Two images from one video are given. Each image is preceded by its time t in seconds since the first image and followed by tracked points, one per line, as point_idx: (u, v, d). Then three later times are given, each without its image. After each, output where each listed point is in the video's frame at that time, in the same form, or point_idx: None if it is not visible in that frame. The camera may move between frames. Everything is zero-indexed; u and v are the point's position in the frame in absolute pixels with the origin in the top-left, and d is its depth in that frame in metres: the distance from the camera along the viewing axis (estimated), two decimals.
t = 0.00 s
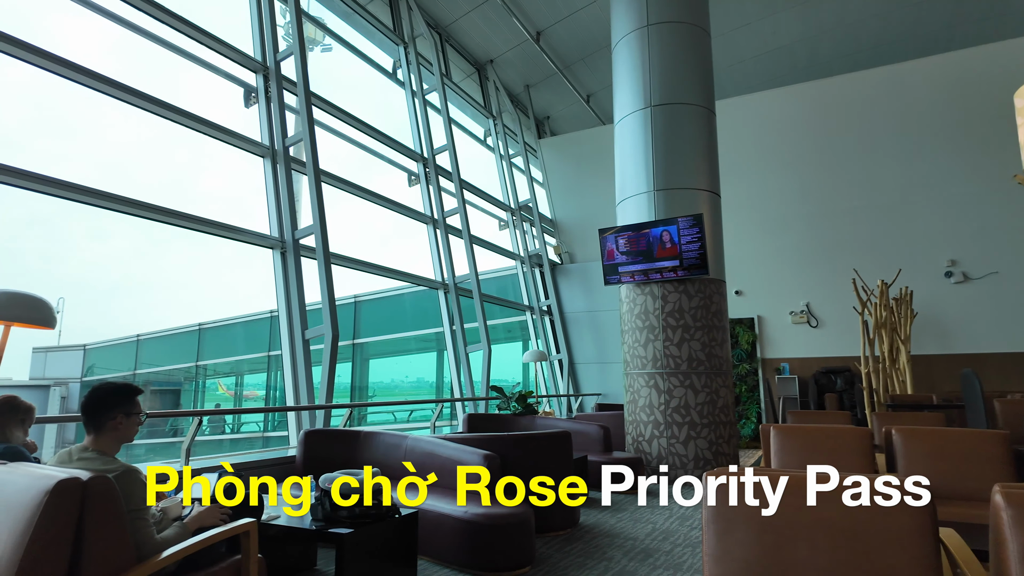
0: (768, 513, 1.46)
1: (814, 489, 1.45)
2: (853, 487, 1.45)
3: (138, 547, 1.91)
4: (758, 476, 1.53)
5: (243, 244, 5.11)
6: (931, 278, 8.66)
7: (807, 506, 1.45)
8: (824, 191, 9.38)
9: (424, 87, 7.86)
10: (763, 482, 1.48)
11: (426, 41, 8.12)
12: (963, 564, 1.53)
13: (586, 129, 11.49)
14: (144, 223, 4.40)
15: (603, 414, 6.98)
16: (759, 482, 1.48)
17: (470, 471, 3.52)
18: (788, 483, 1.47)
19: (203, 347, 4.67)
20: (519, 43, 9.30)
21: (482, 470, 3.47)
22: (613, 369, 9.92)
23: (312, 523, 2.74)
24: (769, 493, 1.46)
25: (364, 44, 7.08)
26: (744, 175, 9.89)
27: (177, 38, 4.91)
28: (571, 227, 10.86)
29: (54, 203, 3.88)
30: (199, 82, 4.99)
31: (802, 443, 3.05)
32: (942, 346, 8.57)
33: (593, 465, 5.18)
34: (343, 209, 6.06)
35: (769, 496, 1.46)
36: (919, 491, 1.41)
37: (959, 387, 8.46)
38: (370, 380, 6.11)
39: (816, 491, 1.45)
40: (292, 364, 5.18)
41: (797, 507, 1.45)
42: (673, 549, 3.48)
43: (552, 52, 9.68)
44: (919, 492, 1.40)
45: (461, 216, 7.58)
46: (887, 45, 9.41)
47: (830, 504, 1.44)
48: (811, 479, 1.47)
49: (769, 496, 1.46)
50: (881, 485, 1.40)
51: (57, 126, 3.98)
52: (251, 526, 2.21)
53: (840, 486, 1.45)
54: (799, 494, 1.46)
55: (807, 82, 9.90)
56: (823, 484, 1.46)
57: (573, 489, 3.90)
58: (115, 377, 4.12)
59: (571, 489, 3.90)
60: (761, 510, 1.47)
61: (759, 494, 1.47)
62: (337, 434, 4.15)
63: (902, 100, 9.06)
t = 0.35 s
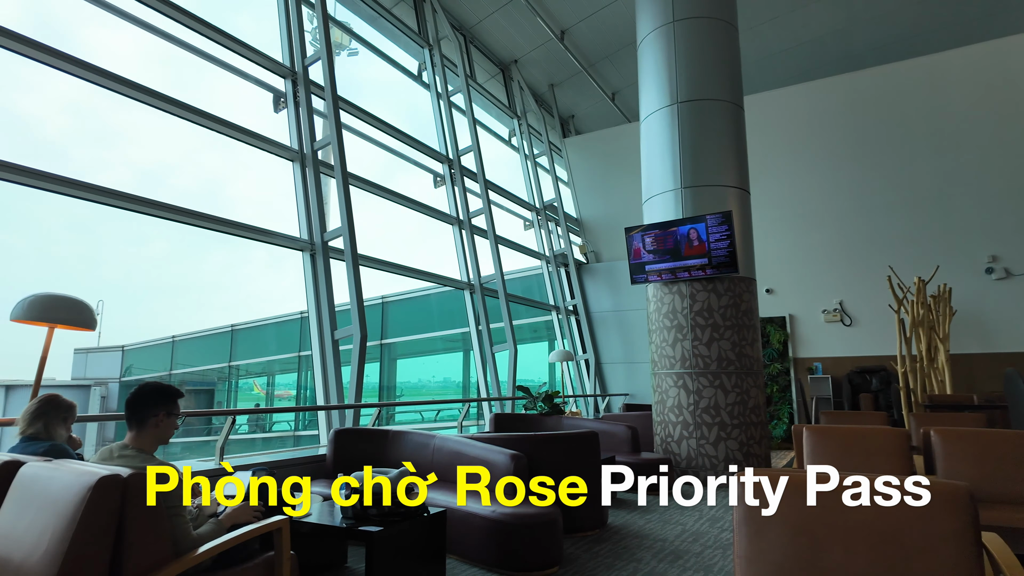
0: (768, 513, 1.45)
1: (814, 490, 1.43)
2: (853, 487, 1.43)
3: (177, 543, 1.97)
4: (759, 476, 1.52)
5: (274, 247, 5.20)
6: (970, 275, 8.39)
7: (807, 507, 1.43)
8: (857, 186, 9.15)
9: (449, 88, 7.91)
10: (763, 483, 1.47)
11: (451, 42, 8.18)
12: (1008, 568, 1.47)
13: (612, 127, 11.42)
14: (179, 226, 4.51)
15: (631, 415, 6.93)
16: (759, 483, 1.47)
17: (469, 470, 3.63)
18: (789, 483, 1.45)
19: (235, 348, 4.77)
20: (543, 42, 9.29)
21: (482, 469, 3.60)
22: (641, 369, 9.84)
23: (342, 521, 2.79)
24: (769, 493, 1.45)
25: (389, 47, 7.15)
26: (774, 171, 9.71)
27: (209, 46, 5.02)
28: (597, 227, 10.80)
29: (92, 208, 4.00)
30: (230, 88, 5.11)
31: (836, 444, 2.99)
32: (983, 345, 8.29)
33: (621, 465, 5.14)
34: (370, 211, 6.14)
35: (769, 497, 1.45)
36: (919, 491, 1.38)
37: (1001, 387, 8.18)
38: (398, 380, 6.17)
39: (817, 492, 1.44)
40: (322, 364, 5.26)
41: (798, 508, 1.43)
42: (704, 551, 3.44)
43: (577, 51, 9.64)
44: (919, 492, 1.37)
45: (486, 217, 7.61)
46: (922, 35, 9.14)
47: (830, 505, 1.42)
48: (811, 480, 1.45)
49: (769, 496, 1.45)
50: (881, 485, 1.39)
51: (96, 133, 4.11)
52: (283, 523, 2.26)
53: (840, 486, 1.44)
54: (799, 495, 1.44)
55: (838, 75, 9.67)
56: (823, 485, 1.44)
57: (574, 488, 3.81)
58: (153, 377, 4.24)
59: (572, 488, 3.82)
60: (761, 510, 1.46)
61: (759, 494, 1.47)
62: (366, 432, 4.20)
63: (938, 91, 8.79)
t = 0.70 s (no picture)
0: (768, 513, 1.47)
1: (814, 490, 1.44)
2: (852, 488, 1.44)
3: (213, 538, 2.02)
4: (765, 481, 1.54)
5: (303, 249, 5.29)
6: (1012, 271, 8.11)
7: (807, 506, 1.43)
8: (891, 181, 8.92)
9: (474, 90, 7.95)
10: (764, 483, 1.50)
11: (475, 44, 8.21)
12: None
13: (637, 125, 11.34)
14: (211, 230, 4.62)
15: (658, 415, 6.86)
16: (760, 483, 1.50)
17: (469, 471, 3.74)
18: (788, 484, 1.47)
19: (267, 349, 4.87)
20: (567, 41, 9.26)
21: (482, 470, 3.77)
22: (668, 369, 9.74)
23: (372, 519, 2.83)
24: (769, 493, 1.47)
25: (414, 50, 7.21)
26: (804, 166, 9.53)
27: (239, 53, 5.14)
28: (623, 226, 10.73)
29: (129, 213, 4.13)
30: (259, 94, 5.20)
31: (872, 446, 2.90)
32: None
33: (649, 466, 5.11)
34: (396, 213, 6.20)
35: (769, 497, 1.47)
36: (919, 491, 1.36)
37: None
38: (424, 380, 6.21)
39: (816, 492, 1.44)
40: (351, 364, 5.34)
41: (798, 506, 1.44)
42: (734, 553, 3.39)
43: (602, 49, 9.58)
44: (920, 493, 1.36)
45: (510, 217, 7.63)
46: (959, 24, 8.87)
47: (830, 505, 1.42)
48: (812, 479, 1.46)
49: (769, 497, 1.47)
50: (880, 485, 1.40)
51: (131, 140, 4.23)
52: (315, 521, 2.29)
53: (839, 487, 1.44)
54: (799, 494, 1.44)
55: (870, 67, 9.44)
56: (823, 485, 1.44)
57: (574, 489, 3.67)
58: (188, 378, 4.35)
59: (572, 489, 3.66)
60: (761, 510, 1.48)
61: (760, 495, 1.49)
62: (394, 432, 4.24)
63: (977, 81, 8.52)
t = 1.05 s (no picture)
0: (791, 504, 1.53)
1: (814, 490, 1.45)
2: (850, 486, 1.44)
3: (248, 535, 2.06)
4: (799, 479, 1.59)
5: (332, 251, 5.37)
6: None
7: (808, 506, 1.44)
8: (928, 175, 8.65)
9: (499, 91, 7.97)
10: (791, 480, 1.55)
11: (500, 45, 8.24)
12: None
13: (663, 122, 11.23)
14: (243, 233, 4.72)
15: (688, 416, 6.77)
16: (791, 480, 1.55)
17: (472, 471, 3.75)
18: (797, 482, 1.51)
19: (298, 349, 4.96)
20: (592, 39, 9.22)
21: (482, 469, 3.76)
22: (698, 369, 9.62)
23: (401, 518, 2.85)
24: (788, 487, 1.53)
25: (439, 52, 7.26)
26: (836, 161, 9.31)
27: (269, 59, 5.24)
28: (650, 224, 10.63)
29: (165, 217, 4.24)
30: (288, 98, 5.29)
31: (912, 447, 2.80)
32: None
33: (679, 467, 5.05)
34: (423, 215, 6.25)
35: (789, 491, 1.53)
36: (919, 491, 1.35)
37: None
38: (452, 380, 6.24)
39: (817, 492, 1.45)
40: (380, 364, 5.40)
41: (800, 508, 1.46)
42: (768, 557, 3.33)
43: (627, 46, 9.51)
44: (919, 493, 1.35)
45: (536, 217, 7.63)
46: (1000, 12, 8.56)
47: (831, 505, 1.43)
48: (812, 480, 1.47)
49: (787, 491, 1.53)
50: (881, 485, 1.39)
51: (165, 146, 4.34)
52: (346, 519, 2.32)
53: (840, 486, 1.44)
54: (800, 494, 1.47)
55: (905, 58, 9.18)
56: (823, 485, 1.45)
57: (574, 489, 3.39)
58: (222, 378, 4.45)
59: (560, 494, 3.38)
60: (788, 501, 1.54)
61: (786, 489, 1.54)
62: (423, 431, 4.27)
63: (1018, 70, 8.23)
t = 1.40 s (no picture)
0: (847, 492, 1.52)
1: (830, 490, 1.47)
2: (849, 486, 1.44)
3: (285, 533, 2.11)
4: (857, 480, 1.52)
5: (363, 253, 5.44)
6: None
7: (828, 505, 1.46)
8: (970, 167, 8.36)
9: (526, 91, 7.97)
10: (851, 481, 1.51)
11: (527, 44, 8.24)
12: None
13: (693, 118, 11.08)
14: (277, 236, 4.81)
15: (721, 417, 6.66)
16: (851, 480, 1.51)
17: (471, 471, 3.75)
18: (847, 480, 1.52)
19: (330, 349, 5.04)
20: (620, 36, 9.15)
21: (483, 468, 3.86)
22: (731, 369, 9.47)
23: (433, 516, 2.87)
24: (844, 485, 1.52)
25: (466, 54, 7.29)
26: (872, 155, 9.07)
27: (300, 65, 5.34)
28: (680, 222, 10.50)
29: (202, 222, 4.35)
30: (319, 103, 5.39)
31: (955, 449, 2.69)
32: None
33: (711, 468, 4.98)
34: (452, 216, 6.29)
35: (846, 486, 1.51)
36: (919, 491, 1.33)
37: None
38: (481, 380, 6.27)
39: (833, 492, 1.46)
40: (410, 364, 5.44)
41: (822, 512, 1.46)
42: (805, 560, 3.26)
43: (656, 43, 9.40)
44: (920, 493, 1.33)
45: (564, 216, 7.61)
46: None
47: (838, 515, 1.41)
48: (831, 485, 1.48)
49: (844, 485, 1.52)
50: (881, 484, 1.38)
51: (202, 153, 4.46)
52: (379, 517, 2.35)
53: (841, 488, 1.44)
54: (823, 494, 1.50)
55: (945, 47, 8.87)
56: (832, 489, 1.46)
57: (574, 489, 3.47)
58: (257, 378, 4.55)
59: (561, 494, 3.41)
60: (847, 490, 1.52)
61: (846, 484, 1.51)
62: (454, 431, 4.29)
63: None
